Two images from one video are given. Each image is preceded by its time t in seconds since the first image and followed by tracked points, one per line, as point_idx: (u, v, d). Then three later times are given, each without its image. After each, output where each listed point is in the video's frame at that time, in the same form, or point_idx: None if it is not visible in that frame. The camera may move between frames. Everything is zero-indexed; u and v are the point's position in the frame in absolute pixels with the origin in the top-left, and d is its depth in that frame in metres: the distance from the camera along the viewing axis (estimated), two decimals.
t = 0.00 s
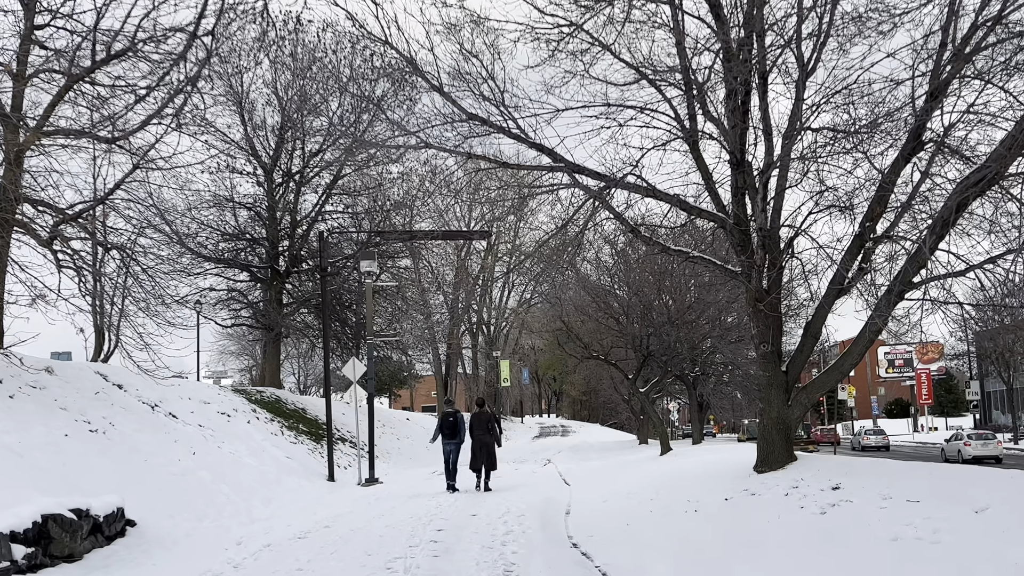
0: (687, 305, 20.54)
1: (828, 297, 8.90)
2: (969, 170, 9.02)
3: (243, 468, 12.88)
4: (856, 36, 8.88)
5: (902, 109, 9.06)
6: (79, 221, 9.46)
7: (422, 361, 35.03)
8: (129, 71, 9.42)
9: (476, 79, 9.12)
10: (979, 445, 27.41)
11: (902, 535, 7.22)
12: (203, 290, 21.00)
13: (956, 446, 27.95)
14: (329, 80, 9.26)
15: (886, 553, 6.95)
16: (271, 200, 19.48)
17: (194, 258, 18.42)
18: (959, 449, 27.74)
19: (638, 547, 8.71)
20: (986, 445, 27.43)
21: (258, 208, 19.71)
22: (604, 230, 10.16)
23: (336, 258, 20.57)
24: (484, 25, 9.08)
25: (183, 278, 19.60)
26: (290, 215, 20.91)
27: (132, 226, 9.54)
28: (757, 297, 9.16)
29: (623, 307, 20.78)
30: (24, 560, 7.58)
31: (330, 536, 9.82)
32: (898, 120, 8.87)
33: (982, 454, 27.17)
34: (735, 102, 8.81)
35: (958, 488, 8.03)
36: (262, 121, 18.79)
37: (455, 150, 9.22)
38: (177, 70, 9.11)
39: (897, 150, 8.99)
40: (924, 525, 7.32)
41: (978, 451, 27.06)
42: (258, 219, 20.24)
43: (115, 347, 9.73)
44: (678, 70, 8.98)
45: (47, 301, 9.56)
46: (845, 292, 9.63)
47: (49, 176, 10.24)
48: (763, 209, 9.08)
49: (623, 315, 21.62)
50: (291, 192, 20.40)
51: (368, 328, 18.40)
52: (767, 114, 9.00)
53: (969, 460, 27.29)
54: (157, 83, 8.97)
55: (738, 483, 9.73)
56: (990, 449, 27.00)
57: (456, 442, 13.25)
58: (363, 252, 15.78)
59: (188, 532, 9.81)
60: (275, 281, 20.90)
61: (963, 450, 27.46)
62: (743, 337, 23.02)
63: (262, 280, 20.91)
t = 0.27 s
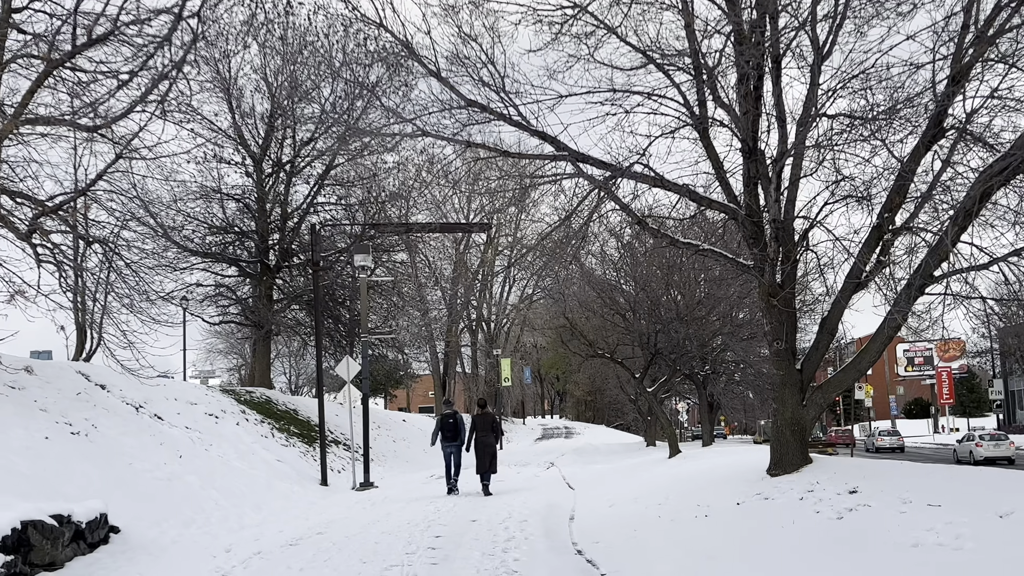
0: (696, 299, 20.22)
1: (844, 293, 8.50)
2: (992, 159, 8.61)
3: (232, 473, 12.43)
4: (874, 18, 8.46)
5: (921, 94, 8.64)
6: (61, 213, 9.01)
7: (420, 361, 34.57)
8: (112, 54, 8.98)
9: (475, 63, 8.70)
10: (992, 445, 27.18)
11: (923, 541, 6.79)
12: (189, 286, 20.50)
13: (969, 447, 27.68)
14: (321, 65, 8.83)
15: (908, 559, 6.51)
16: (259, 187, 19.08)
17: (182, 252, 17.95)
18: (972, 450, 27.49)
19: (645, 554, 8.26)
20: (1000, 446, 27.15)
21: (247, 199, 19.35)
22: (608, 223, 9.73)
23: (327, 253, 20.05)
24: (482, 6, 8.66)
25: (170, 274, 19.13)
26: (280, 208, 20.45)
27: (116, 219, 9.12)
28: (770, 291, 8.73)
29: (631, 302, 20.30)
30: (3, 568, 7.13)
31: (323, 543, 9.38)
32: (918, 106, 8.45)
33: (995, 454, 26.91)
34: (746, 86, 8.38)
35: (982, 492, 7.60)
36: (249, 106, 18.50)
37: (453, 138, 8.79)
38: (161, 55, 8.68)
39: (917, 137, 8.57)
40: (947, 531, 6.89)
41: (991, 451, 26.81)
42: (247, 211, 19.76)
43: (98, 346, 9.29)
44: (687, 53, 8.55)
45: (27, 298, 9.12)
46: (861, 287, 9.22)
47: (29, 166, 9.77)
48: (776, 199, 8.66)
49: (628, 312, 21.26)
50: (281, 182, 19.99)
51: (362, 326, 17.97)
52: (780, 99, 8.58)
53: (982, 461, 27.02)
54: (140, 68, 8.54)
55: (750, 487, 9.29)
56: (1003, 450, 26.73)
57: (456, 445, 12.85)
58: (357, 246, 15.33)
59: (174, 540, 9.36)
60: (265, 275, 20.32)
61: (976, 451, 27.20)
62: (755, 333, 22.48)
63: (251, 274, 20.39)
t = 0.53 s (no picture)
0: (705, 294, 19.92)
1: (859, 287, 8.18)
2: (1014, 148, 8.28)
3: (224, 474, 12.10)
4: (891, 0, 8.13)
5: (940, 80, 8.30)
6: (47, 205, 8.67)
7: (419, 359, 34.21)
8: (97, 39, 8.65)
9: (475, 47, 8.36)
10: (1001, 444, 26.95)
11: (941, 544, 6.46)
12: (180, 281, 20.09)
13: (978, 446, 27.45)
14: (315, 50, 8.49)
15: (926, 563, 6.18)
16: (249, 177, 18.71)
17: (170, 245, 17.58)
18: (980, 449, 27.26)
19: (653, 558, 7.92)
20: (1008, 445, 26.92)
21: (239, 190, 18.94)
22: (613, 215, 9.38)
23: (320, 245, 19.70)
24: None
25: (160, 268, 18.77)
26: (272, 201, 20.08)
27: (103, 212, 8.79)
28: (783, 286, 8.40)
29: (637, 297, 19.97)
30: None
31: (318, 547, 9.05)
32: (936, 92, 8.12)
33: (1004, 453, 26.69)
34: (758, 71, 8.05)
35: (1002, 493, 7.27)
36: (241, 95, 18.17)
37: (452, 127, 8.45)
38: (149, 40, 8.34)
39: (935, 125, 8.24)
40: (966, 534, 6.56)
41: (1000, 450, 26.59)
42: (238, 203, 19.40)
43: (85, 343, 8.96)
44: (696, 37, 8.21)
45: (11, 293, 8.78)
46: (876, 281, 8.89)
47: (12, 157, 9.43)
48: (789, 189, 8.32)
49: (633, 307, 20.98)
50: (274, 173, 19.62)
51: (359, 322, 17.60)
52: (792, 85, 8.24)
53: (990, 460, 26.80)
54: (128, 53, 8.21)
55: (762, 489, 8.96)
56: (1013, 449, 26.51)
57: (456, 445, 12.54)
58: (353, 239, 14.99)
59: (165, 544, 9.02)
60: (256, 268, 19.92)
61: (984, 450, 26.98)
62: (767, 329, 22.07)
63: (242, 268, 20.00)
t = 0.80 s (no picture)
0: (714, 288, 19.65)
1: (872, 279, 7.98)
2: None
3: (222, 471, 11.92)
4: None
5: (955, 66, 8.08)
6: (40, 197, 8.47)
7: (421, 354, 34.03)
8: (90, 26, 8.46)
9: (477, 34, 8.16)
10: (1006, 438, 26.75)
11: (956, 542, 6.26)
12: (177, 274, 19.89)
13: (982, 440, 27.28)
14: (314, 37, 8.29)
15: (941, 561, 5.98)
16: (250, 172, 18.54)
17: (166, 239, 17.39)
18: (985, 443, 27.11)
19: (662, 556, 7.73)
20: (1014, 439, 26.78)
21: (236, 181, 18.72)
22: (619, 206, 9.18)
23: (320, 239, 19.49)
24: None
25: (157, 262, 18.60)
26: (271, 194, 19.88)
27: (98, 204, 8.60)
28: (793, 278, 8.21)
29: (644, 290, 19.79)
30: None
31: (318, 546, 8.86)
32: (951, 78, 7.90)
33: (1009, 448, 26.52)
34: (768, 57, 7.84)
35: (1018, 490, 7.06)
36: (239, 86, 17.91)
37: (455, 116, 8.26)
38: (144, 27, 8.14)
39: (950, 113, 8.03)
40: (982, 531, 6.37)
41: (1004, 445, 26.42)
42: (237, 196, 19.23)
43: (80, 338, 8.77)
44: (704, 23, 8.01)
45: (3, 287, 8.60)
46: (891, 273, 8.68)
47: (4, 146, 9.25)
48: (799, 179, 8.12)
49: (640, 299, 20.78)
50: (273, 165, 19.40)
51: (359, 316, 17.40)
52: (803, 71, 8.04)
53: (995, 455, 26.65)
54: (123, 41, 8.01)
55: (772, 486, 8.77)
56: (1018, 444, 26.34)
57: (466, 442, 12.35)
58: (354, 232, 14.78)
59: (162, 543, 8.83)
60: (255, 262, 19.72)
61: (988, 444, 26.81)
62: (775, 322, 21.81)
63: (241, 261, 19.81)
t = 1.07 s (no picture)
0: (721, 281, 19.30)
1: (883, 273, 7.85)
2: None
3: (222, 468, 11.82)
4: None
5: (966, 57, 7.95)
6: (39, 192, 8.36)
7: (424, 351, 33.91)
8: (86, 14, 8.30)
9: (480, 25, 8.02)
10: (1010, 434, 26.61)
11: (969, 540, 6.13)
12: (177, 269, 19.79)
13: (987, 436, 27.16)
14: (315, 27, 8.16)
15: (954, 559, 5.84)
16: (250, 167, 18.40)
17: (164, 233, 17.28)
18: (989, 439, 26.98)
19: (670, 555, 7.60)
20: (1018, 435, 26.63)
21: (237, 174, 18.58)
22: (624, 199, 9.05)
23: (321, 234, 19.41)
24: None
25: (157, 256, 18.50)
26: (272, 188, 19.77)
27: (97, 198, 8.49)
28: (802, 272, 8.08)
29: (651, 284, 19.68)
30: None
31: (320, 544, 8.75)
32: (963, 69, 7.76)
33: (1013, 443, 26.39)
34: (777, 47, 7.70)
35: None
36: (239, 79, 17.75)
37: (458, 107, 8.14)
38: (142, 18, 8.03)
39: (962, 104, 7.89)
40: (995, 529, 6.24)
41: (1008, 440, 26.29)
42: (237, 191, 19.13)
43: (80, 334, 8.66)
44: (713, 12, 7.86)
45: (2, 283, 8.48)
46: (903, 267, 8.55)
47: None
48: (808, 171, 7.99)
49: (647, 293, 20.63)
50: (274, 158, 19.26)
51: (361, 311, 17.27)
52: (812, 61, 7.90)
53: (1000, 450, 26.53)
54: (121, 32, 7.91)
55: (781, 484, 8.64)
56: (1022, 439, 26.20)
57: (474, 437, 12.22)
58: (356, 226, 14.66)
59: (163, 542, 8.72)
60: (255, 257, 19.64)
61: (993, 440, 26.68)
62: (784, 317, 21.59)
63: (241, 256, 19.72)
